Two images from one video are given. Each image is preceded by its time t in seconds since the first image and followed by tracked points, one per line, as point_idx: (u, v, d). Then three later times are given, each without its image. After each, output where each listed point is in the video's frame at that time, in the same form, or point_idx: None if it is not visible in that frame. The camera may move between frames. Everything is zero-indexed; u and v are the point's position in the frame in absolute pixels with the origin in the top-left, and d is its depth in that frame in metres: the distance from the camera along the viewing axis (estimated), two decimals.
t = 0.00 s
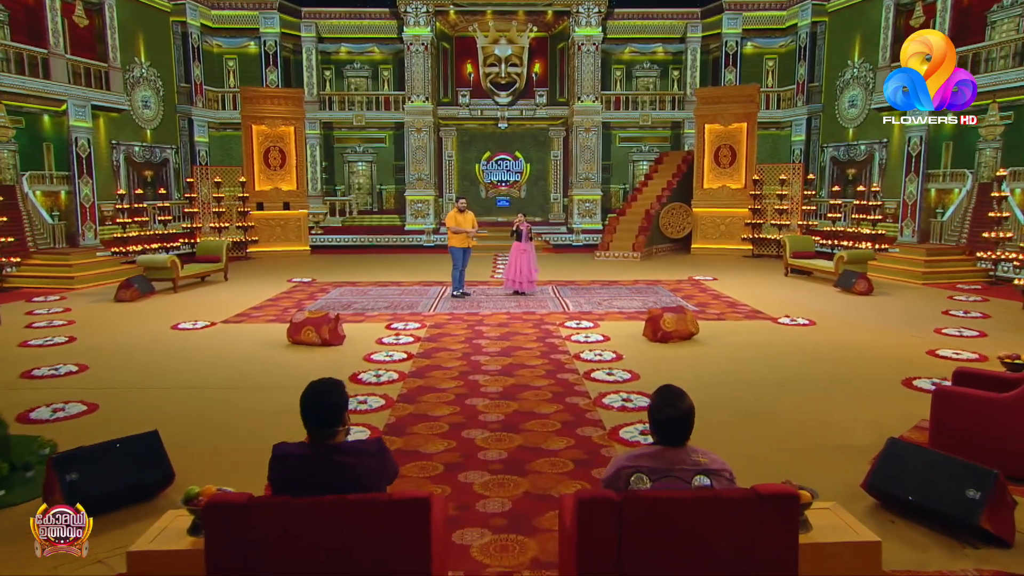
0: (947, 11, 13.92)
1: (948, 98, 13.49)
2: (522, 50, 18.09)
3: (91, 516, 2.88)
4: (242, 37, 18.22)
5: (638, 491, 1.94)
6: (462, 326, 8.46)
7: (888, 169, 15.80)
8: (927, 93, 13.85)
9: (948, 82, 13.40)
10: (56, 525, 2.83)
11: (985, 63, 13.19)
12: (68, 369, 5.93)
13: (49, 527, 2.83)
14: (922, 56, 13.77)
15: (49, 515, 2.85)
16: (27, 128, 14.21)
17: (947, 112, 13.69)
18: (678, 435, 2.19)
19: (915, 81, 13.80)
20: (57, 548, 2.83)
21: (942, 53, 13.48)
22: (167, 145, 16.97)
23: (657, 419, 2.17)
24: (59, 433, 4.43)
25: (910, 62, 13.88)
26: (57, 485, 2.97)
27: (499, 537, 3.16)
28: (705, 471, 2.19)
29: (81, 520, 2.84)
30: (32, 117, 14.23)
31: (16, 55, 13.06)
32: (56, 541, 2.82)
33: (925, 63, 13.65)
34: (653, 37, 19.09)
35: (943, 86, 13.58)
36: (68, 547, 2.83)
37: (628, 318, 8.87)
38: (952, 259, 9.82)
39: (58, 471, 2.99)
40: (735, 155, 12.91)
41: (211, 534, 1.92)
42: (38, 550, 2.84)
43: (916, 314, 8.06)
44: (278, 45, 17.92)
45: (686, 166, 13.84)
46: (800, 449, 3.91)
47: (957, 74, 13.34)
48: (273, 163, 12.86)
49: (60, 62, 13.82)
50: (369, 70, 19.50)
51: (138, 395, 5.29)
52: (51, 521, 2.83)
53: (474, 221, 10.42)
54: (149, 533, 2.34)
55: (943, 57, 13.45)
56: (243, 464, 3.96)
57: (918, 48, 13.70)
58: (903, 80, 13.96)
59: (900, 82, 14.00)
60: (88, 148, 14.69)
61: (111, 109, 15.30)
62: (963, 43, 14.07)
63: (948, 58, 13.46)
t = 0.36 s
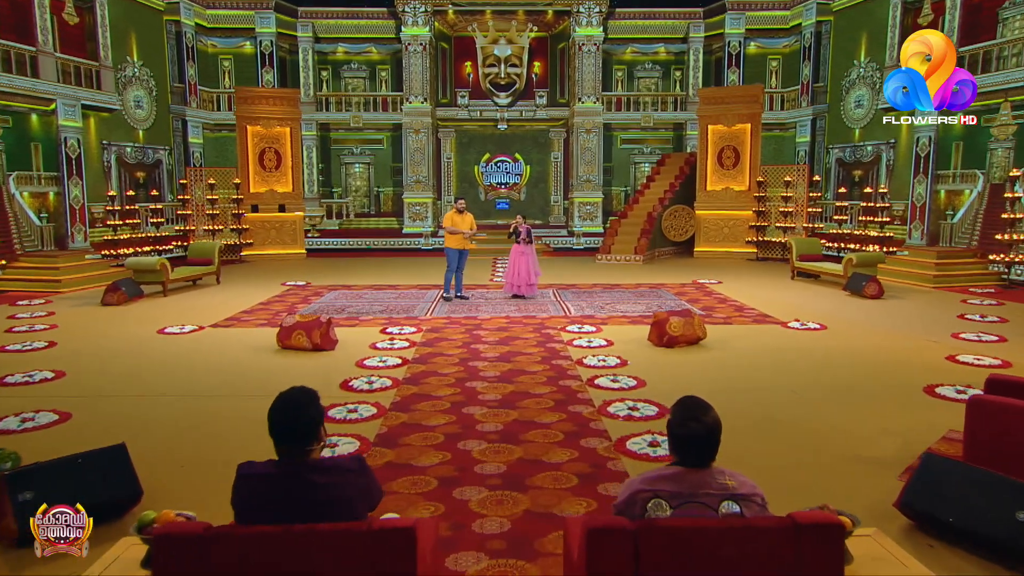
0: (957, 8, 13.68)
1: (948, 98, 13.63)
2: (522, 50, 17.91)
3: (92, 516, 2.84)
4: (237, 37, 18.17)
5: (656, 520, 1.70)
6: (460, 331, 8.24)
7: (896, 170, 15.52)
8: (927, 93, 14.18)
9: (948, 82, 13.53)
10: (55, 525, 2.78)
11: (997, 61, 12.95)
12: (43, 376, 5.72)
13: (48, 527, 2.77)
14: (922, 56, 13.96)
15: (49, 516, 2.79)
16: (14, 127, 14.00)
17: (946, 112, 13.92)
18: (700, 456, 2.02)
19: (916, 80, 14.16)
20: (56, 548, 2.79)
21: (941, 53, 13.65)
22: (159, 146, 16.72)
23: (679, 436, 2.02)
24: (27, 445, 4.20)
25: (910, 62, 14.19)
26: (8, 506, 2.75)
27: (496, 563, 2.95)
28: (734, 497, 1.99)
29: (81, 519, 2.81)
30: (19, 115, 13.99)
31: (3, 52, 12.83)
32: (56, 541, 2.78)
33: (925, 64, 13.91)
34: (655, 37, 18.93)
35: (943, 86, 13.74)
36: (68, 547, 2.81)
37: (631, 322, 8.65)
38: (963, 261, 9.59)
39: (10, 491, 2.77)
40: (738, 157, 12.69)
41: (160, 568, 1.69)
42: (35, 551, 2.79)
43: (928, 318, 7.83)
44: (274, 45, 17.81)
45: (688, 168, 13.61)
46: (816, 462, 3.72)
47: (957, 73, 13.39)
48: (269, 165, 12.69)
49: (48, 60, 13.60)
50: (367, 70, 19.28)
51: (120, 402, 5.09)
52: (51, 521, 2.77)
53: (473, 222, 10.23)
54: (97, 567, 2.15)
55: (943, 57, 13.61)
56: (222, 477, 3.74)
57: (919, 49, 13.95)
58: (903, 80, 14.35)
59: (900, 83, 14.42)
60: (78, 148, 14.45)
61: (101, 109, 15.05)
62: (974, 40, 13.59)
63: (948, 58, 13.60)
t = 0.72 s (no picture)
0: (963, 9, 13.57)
1: (948, 98, 13.90)
2: (520, 53, 17.80)
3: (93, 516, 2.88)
4: (231, 38, 17.92)
5: (680, 563, 1.56)
6: (454, 336, 8.05)
7: (901, 174, 15.20)
8: (927, 93, 14.43)
9: (948, 82, 13.87)
10: (55, 525, 2.80)
11: (1007, 61, 12.89)
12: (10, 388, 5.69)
13: (49, 527, 2.78)
14: (923, 56, 14.27)
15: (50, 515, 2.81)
16: None
17: (946, 111, 14.11)
18: (726, 483, 1.91)
19: (915, 80, 14.42)
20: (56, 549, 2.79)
21: (941, 53, 13.99)
22: (150, 149, 16.42)
23: (704, 461, 1.91)
24: None
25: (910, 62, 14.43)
26: None
27: None
28: (767, 533, 1.88)
29: (82, 519, 2.85)
30: (4, 116, 13.78)
31: None
32: (56, 541, 2.78)
33: (925, 64, 14.25)
34: (654, 40, 18.79)
35: (943, 86, 14.05)
36: (68, 547, 2.82)
37: (628, 326, 8.49)
38: (971, 264, 9.45)
39: None
40: (740, 160, 12.47)
41: None
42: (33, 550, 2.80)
43: (933, 325, 7.76)
44: (268, 47, 17.69)
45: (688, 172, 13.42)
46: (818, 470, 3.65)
47: (957, 74, 13.72)
48: (261, 168, 12.44)
49: (33, 60, 13.44)
50: (362, 73, 19.01)
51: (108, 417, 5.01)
52: (51, 520, 2.79)
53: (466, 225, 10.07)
54: None
55: (943, 57, 13.95)
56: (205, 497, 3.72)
57: (918, 49, 14.23)
58: (903, 80, 14.53)
59: (900, 83, 14.59)
60: (64, 150, 14.27)
61: (89, 110, 14.82)
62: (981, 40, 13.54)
63: (948, 58, 13.92)
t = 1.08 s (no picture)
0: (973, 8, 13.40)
1: (949, 97, 13.68)
2: (519, 56, 17.55)
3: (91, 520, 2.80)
4: (224, 42, 17.91)
5: None
6: (449, 344, 7.94)
7: (909, 178, 15.10)
8: (927, 93, 14.20)
9: (948, 82, 13.71)
10: (55, 525, 2.78)
11: (1016, 62, 12.59)
12: None
13: (48, 527, 2.77)
14: (922, 56, 14.15)
15: (49, 516, 2.79)
16: None
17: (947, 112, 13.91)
18: (770, 522, 1.82)
19: (915, 81, 14.19)
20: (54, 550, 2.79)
21: (941, 53, 13.90)
22: (141, 152, 16.35)
23: (744, 494, 1.82)
24: None
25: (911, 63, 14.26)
26: None
27: None
28: None
29: (80, 519, 2.82)
30: None
31: None
32: (55, 541, 2.77)
33: (925, 64, 14.06)
34: (656, 43, 18.58)
35: (943, 86, 13.88)
36: (67, 547, 2.80)
37: (625, 333, 8.39)
38: (983, 272, 9.28)
39: None
40: (743, 164, 12.23)
41: None
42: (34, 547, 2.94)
43: (943, 333, 7.72)
44: (263, 50, 17.54)
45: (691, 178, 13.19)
46: (832, 498, 3.62)
47: (957, 74, 13.59)
48: (255, 173, 12.21)
49: (20, 60, 13.12)
50: (359, 76, 18.92)
51: (100, 430, 4.96)
52: (50, 520, 2.77)
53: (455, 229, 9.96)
54: None
55: (943, 56, 13.85)
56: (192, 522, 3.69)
57: (918, 49, 14.11)
58: (903, 80, 14.28)
59: (899, 82, 14.33)
60: (51, 153, 14.00)
61: (78, 113, 14.65)
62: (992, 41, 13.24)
63: (948, 58, 13.83)
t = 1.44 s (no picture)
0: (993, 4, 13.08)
1: (948, 97, 13.72)
2: (519, 57, 17.20)
3: (97, 515, 2.07)
4: (216, 42, 17.67)
5: None
6: (446, 355, 7.62)
7: (925, 183, 14.72)
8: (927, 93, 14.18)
9: (948, 82, 13.74)
10: (53, 527, 2.11)
11: None
12: None
13: (47, 530, 2.10)
14: (922, 56, 14.15)
15: (50, 514, 2.11)
16: None
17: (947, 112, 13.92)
18: None
19: (916, 80, 14.23)
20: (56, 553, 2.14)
21: (941, 52, 13.88)
22: (128, 156, 16.09)
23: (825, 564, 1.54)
24: None
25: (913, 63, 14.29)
26: None
27: None
28: None
29: (83, 521, 2.08)
30: None
31: None
32: (54, 544, 2.11)
33: (926, 63, 14.09)
34: (660, 43, 18.32)
35: (943, 86, 13.90)
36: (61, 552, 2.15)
37: (629, 343, 8.05)
38: (1006, 281, 8.94)
39: None
40: (751, 169, 11.85)
41: None
42: (36, 550, 3.03)
43: (967, 344, 7.41)
44: (254, 51, 17.44)
45: (698, 182, 12.81)
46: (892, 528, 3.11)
47: (957, 74, 13.65)
48: (247, 177, 11.83)
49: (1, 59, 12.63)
50: (355, 77, 18.73)
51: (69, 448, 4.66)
52: (50, 522, 2.10)
53: (446, 233, 9.67)
54: None
55: (943, 56, 13.84)
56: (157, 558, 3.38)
57: (918, 49, 14.16)
58: (905, 80, 14.36)
59: (901, 81, 14.43)
60: (33, 155, 13.59)
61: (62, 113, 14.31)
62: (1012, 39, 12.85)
63: (948, 58, 13.83)
